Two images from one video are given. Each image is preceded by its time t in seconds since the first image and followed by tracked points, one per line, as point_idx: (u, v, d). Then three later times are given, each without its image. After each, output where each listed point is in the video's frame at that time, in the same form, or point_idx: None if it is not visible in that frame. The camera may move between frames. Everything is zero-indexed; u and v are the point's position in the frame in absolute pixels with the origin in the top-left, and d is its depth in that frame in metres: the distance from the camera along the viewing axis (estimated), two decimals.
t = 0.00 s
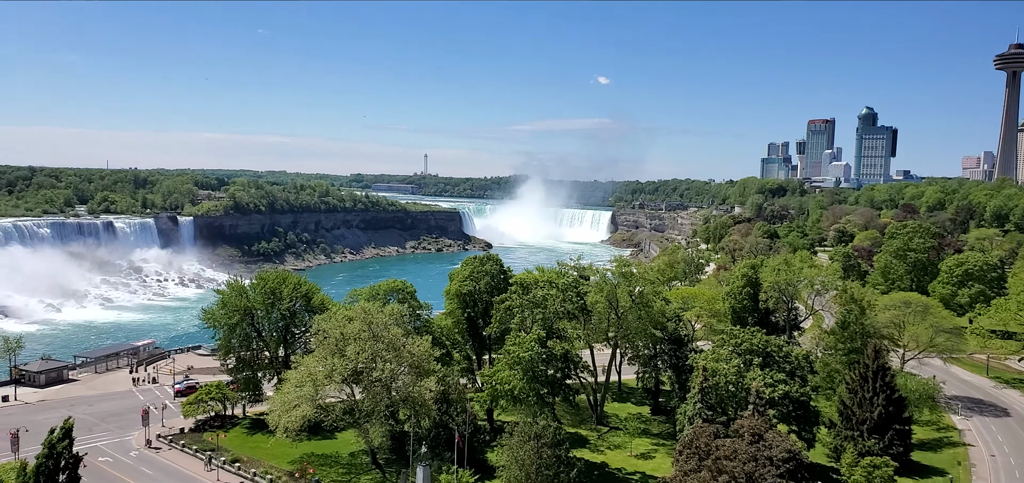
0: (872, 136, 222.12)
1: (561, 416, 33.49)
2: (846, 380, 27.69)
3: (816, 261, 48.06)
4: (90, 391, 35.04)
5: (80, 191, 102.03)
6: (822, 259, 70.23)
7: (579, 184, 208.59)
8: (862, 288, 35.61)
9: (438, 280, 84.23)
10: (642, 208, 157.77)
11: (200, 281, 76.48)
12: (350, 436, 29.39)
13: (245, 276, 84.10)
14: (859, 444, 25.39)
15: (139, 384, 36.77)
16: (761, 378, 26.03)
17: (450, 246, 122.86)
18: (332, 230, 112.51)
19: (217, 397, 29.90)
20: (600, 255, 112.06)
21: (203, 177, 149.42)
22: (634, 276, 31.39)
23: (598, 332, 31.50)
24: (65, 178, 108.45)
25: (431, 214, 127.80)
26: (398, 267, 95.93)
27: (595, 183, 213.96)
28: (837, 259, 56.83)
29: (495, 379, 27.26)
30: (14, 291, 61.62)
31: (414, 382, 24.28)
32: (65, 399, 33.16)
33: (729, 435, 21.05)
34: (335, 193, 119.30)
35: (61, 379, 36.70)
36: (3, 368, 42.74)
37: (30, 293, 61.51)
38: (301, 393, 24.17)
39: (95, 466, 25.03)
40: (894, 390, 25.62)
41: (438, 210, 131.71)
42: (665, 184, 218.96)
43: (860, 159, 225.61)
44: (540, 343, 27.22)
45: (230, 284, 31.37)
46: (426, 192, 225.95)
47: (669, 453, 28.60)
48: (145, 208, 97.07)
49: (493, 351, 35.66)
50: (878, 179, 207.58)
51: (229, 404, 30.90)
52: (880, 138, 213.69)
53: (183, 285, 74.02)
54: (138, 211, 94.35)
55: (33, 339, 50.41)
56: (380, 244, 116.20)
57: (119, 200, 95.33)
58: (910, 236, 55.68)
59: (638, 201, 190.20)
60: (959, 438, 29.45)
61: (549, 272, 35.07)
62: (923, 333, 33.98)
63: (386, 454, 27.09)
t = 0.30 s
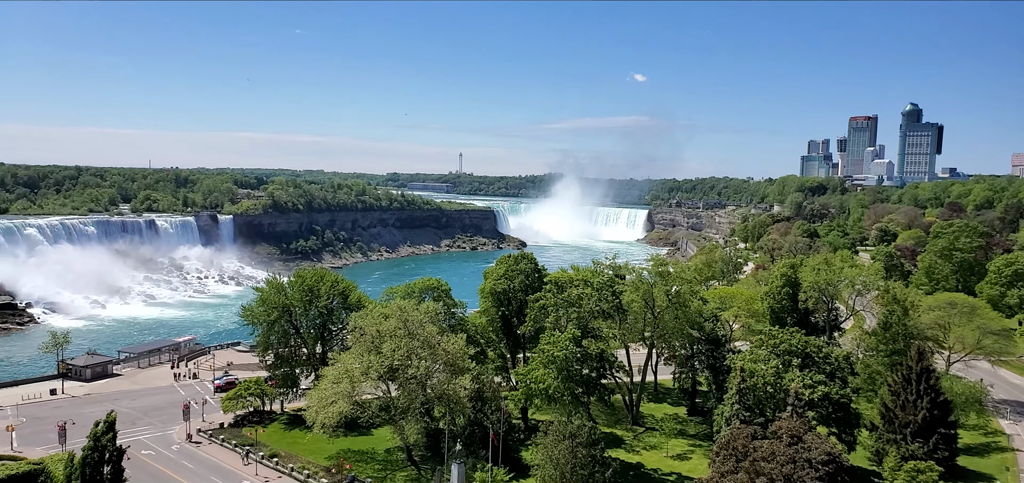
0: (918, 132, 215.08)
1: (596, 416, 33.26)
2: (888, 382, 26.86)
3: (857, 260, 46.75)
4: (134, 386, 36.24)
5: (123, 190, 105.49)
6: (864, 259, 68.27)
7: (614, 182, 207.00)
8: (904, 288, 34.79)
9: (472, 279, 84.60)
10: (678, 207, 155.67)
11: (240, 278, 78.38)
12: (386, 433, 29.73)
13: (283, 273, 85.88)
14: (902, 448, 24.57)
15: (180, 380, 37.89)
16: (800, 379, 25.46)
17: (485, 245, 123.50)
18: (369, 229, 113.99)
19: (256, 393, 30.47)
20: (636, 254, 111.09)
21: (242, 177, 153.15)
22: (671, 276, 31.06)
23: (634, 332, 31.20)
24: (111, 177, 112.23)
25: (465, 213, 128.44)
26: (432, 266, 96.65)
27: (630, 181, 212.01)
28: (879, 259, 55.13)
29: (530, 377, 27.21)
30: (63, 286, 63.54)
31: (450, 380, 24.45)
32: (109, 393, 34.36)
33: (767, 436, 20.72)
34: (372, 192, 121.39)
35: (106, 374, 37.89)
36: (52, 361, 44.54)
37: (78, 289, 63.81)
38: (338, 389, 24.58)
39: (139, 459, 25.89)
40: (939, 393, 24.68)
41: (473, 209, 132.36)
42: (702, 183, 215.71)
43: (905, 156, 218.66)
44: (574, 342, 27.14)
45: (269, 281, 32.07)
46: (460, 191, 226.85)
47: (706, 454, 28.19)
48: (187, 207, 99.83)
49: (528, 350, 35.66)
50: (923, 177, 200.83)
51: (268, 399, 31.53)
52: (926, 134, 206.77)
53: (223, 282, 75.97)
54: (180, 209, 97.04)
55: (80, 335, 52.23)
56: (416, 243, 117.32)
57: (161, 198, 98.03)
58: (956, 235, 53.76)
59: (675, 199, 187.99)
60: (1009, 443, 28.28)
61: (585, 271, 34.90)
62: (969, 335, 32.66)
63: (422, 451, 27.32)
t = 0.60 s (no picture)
0: (971, 127, 206.67)
1: (635, 416, 32.97)
2: (937, 385, 25.87)
3: (905, 261, 45.16)
4: (179, 379, 37.46)
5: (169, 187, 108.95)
6: (912, 259, 65.89)
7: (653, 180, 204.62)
8: (953, 289, 33.39)
9: (509, 277, 84.72)
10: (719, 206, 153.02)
11: (281, 275, 80.24)
12: (424, 429, 30.02)
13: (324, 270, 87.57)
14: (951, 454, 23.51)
15: (223, 374, 39.00)
16: (844, 381, 24.75)
17: (522, 243, 123.71)
18: (407, 227, 115.25)
19: (297, 388, 31.08)
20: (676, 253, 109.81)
21: (283, 175, 156.55)
22: (712, 275, 30.43)
23: (673, 332, 30.71)
24: (157, 176, 115.97)
25: (503, 211, 128.69)
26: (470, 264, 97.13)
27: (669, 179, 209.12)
28: (927, 259, 53.16)
29: (567, 376, 27.10)
30: (112, 282, 65.86)
31: (486, 378, 24.53)
32: (155, 387, 35.60)
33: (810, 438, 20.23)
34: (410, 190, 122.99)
35: (151, 368, 39.27)
36: (101, 354, 46.46)
37: (127, 285, 66.35)
38: (377, 385, 24.94)
39: (183, 451, 26.75)
40: (991, 398, 23.49)
41: (510, 207, 132.60)
42: (743, 181, 211.49)
43: (957, 152, 210.38)
44: (612, 342, 27.01)
45: (310, 278, 32.73)
46: (497, 189, 227.32)
47: (746, 457, 27.66)
48: (230, 205, 102.55)
49: (566, 349, 35.55)
50: (977, 174, 192.89)
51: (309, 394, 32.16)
52: (980, 130, 198.56)
53: (266, 279, 77.90)
54: (223, 207, 99.76)
55: (127, 329, 54.19)
56: (454, 241, 118.12)
57: (204, 196, 100.88)
58: (1011, 235, 51.44)
59: (715, 198, 184.73)
60: None
61: (623, 270, 34.62)
62: None
63: (459, 448, 27.49)
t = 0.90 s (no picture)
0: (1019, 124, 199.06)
1: (667, 417, 32.62)
2: (980, 389, 24.98)
3: (947, 262, 43.71)
4: (213, 375, 38.36)
5: (207, 185, 111.64)
6: (955, 260, 63.78)
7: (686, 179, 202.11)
8: (999, 291, 32.17)
9: (540, 276, 84.61)
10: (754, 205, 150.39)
11: (316, 272, 81.64)
12: (455, 427, 30.17)
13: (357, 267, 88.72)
14: (994, 460, 22.69)
15: (257, 369, 39.83)
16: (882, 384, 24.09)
17: (554, 242, 123.65)
18: (439, 225, 115.95)
19: (329, 384, 31.51)
20: (710, 252, 108.56)
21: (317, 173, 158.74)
22: (747, 275, 29.85)
23: (707, 333, 30.20)
24: (195, 174, 118.73)
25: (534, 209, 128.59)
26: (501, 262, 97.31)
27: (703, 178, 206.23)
28: (970, 260, 51.41)
29: (599, 376, 26.97)
30: (151, 278, 67.78)
31: (517, 376, 24.58)
32: (190, 381, 36.54)
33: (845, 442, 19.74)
34: (442, 189, 123.41)
35: (188, 362, 40.30)
36: (139, 349, 47.94)
37: (166, 281, 68.29)
38: (409, 382, 25.20)
39: (218, 445, 27.40)
40: None
41: (542, 206, 132.56)
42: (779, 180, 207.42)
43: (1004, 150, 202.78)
44: (645, 342, 26.75)
45: (344, 275, 33.18)
46: (528, 187, 227.09)
47: (781, 459, 27.14)
48: (265, 202, 104.56)
49: (597, 349, 35.30)
50: None
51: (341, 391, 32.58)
52: None
53: (300, 276, 79.31)
54: (259, 205, 101.80)
55: (165, 324, 55.72)
56: (485, 239, 118.49)
57: (240, 194, 103.12)
58: None
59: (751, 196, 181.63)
60: None
61: (657, 269, 34.31)
62: None
63: (490, 446, 27.54)
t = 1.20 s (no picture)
0: None
1: (705, 417, 32.14)
2: None
3: (999, 262, 41.96)
4: (254, 368, 39.32)
5: (248, 183, 114.47)
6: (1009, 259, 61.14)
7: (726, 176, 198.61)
8: None
9: (576, 274, 84.28)
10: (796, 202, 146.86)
11: (354, 269, 82.95)
12: (491, 423, 30.29)
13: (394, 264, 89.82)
14: None
15: (297, 364, 40.74)
16: (929, 387, 23.29)
17: (590, 239, 123.12)
18: (476, 222, 116.50)
19: (367, 379, 32.00)
20: (751, 251, 106.56)
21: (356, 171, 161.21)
22: (789, 274, 29.17)
23: (747, 332, 29.61)
24: (238, 172, 121.86)
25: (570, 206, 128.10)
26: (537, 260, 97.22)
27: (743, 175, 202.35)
28: None
29: (637, 375, 26.73)
30: (195, 274, 69.93)
31: (553, 374, 24.52)
32: (232, 375, 37.56)
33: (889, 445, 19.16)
34: (479, 187, 123.95)
35: (229, 356, 41.47)
36: (181, 343, 49.55)
37: (209, 276, 70.37)
38: (445, 378, 25.39)
39: (259, 438, 28.13)
40: None
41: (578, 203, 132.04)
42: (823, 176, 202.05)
43: None
44: (683, 341, 26.36)
45: (382, 272, 33.64)
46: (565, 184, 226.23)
47: (822, 461, 26.49)
48: (305, 199, 106.67)
49: (634, 347, 34.96)
50: None
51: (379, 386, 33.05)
52: None
53: (339, 272, 80.70)
54: (299, 202, 103.95)
55: (207, 319, 57.39)
56: (521, 236, 118.61)
57: (281, 192, 105.48)
58: None
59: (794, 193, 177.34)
60: None
61: (696, 268, 33.80)
62: None
63: (526, 443, 27.53)
